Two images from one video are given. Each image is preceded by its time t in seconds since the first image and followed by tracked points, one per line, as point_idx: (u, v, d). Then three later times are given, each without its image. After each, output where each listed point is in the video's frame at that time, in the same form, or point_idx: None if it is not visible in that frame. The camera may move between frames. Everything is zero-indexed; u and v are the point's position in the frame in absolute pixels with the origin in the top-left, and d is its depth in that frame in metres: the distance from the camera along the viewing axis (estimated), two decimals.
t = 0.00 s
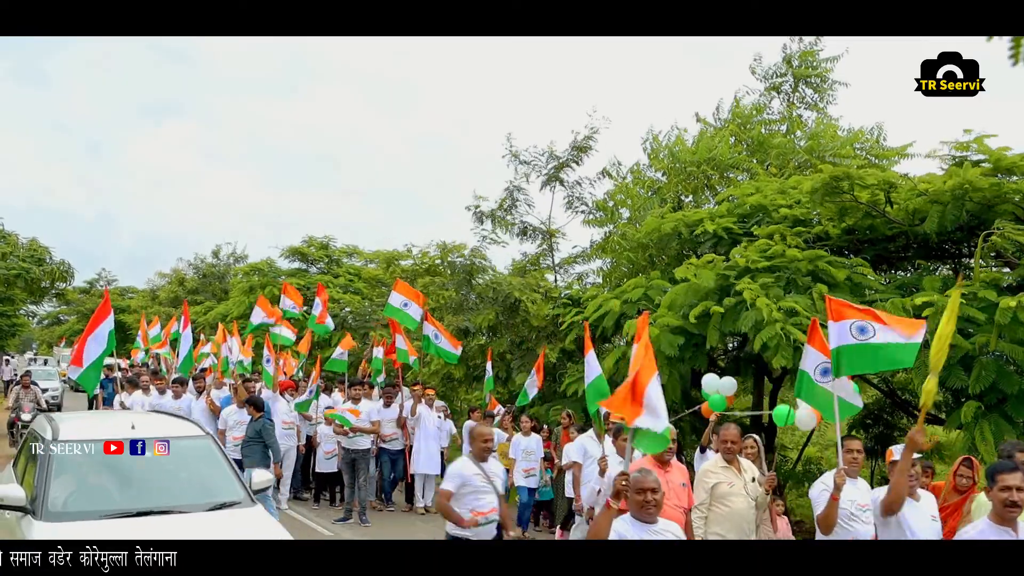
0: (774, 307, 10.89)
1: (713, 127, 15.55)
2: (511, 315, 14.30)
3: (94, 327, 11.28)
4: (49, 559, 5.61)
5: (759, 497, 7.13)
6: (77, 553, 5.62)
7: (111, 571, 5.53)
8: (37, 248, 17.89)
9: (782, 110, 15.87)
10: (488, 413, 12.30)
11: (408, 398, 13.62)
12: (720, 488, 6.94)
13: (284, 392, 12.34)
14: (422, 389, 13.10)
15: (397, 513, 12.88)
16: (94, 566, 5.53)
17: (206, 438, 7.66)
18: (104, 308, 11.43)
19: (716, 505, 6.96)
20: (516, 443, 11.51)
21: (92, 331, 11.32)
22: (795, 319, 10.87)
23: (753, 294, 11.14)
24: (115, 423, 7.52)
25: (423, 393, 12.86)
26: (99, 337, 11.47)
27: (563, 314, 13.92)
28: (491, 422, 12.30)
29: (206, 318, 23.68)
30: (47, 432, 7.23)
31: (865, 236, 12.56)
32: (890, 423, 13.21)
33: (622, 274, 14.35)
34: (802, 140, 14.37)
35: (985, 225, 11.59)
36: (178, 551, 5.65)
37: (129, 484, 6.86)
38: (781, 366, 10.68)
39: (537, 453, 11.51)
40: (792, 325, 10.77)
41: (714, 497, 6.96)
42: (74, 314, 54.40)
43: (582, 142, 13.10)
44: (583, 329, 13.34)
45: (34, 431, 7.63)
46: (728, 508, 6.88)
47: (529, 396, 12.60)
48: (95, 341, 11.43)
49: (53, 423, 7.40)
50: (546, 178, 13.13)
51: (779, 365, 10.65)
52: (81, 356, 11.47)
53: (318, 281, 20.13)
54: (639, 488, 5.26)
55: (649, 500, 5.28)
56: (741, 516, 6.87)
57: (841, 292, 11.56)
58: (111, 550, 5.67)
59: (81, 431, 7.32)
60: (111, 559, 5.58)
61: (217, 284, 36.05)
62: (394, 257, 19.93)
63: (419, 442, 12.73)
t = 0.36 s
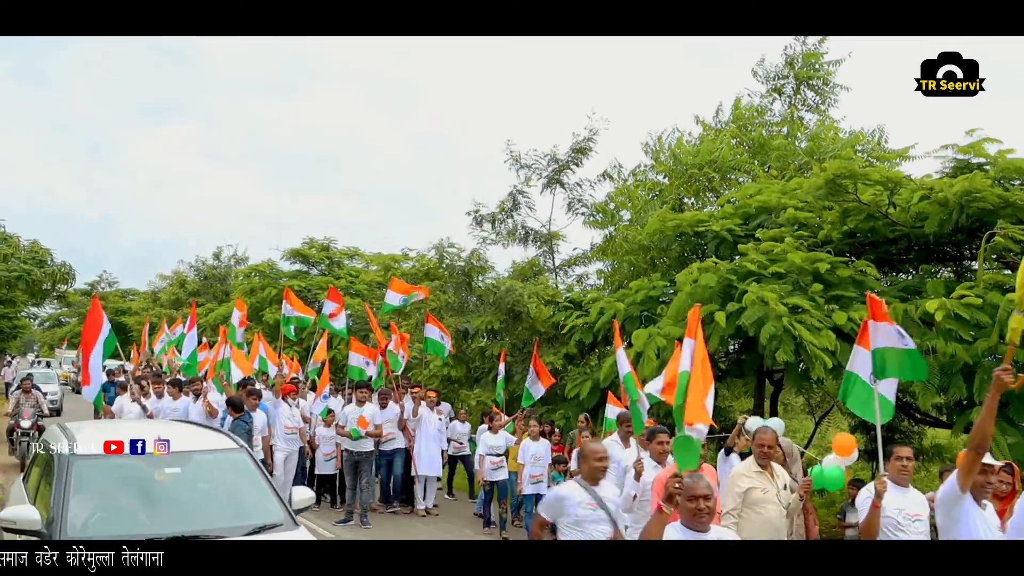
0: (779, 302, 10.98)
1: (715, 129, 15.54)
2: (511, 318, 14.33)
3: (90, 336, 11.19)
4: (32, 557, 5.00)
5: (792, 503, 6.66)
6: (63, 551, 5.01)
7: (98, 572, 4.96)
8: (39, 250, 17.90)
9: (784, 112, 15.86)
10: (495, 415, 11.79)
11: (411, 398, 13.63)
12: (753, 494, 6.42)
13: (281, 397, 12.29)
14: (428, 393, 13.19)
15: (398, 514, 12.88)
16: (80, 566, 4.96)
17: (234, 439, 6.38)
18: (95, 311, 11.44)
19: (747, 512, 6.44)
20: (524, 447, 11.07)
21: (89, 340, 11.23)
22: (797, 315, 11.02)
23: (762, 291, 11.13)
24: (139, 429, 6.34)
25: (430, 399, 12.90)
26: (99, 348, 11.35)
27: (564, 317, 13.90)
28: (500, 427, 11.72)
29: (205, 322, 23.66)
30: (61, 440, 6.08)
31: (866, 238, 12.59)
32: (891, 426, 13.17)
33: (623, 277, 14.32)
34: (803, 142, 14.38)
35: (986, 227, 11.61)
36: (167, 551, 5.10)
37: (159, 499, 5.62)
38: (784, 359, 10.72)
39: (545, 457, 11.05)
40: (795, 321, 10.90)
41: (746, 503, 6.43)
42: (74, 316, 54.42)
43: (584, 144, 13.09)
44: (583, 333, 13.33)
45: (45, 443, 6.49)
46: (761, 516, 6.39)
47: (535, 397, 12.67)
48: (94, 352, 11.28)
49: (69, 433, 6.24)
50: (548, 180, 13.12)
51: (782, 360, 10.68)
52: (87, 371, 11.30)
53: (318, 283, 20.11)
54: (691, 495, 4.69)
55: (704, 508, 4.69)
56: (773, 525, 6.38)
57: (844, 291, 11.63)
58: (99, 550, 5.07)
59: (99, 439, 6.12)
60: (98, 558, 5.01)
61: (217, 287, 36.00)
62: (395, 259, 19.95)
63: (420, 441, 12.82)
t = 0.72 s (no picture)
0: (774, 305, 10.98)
1: (718, 129, 15.53)
2: (512, 318, 14.31)
3: (105, 325, 11.23)
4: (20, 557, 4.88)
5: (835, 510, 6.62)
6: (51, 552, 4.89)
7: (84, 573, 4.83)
8: (40, 250, 17.89)
9: (785, 112, 15.86)
10: (506, 417, 11.85)
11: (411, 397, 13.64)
12: (800, 501, 6.30)
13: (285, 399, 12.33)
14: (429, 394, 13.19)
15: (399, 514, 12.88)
16: (67, 567, 4.84)
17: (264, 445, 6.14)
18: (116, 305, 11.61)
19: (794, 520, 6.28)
20: (536, 450, 11.01)
21: (105, 328, 11.26)
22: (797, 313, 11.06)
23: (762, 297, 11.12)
24: (166, 438, 6.05)
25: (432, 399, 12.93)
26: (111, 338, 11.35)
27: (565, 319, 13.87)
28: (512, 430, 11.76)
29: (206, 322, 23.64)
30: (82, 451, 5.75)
31: (868, 238, 12.55)
32: (892, 427, 13.15)
33: (625, 277, 14.30)
34: (805, 142, 14.35)
35: (988, 227, 11.60)
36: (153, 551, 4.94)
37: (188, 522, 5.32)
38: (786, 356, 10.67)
39: (558, 461, 11.02)
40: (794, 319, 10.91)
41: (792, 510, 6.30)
42: (75, 316, 54.41)
43: (585, 144, 13.09)
44: (585, 335, 13.13)
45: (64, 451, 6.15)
46: (809, 523, 6.25)
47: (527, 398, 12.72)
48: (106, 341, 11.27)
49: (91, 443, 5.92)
50: (549, 180, 13.11)
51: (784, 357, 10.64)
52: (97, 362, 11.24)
53: (319, 283, 20.10)
54: (747, 513, 4.84)
55: (759, 527, 4.83)
56: (821, 533, 6.25)
57: (846, 293, 11.63)
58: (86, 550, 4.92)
59: (126, 449, 5.82)
60: (85, 558, 4.87)
61: (219, 286, 35.97)
62: (396, 259, 19.93)
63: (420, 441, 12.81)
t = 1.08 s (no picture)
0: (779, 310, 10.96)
1: (720, 126, 15.50)
2: (514, 315, 14.29)
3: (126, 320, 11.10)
4: (8, 558, 4.88)
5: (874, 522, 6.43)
6: (38, 552, 4.86)
7: (72, 573, 4.72)
8: (43, 248, 17.92)
9: (788, 110, 15.81)
10: (515, 418, 11.56)
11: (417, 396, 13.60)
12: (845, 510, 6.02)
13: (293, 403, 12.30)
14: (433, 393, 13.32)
15: (403, 513, 12.87)
16: (55, 567, 4.77)
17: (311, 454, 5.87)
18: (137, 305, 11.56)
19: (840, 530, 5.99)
20: (553, 451, 10.61)
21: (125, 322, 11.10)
22: (800, 321, 10.96)
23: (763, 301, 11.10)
24: (199, 454, 5.66)
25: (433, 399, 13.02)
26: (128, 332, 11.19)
27: (567, 317, 13.85)
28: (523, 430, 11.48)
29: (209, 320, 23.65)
30: (110, 465, 5.32)
31: (872, 236, 12.51)
32: (895, 425, 13.12)
33: (628, 275, 14.27)
34: (809, 140, 14.33)
35: (993, 226, 11.56)
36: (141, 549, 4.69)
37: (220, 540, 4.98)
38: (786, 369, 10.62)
39: (576, 463, 10.67)
40: (795, 329, 10.84)
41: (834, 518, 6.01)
42: (79, 314, 54.48)
43: (587, 142, 13.06)
44: (586, 336, 13.11)
45: (86, 468, 5.70)
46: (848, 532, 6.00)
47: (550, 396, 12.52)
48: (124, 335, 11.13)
49: (120, 457, 5.50)
50: (551, 178, 13.09)
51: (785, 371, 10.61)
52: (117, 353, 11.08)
53: (322, 282, 20.11)
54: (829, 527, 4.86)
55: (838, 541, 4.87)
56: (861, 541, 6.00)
57: (849, 295, 11.60)
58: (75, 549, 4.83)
59: (160, 464, 5.41)
60: (72, 558, 4.75)
61: (221, 284, 36.01)
62: (399, 257, 19.92)
63: (424, 440, 12.78)
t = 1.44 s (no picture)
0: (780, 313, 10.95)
1: (724, 126, 15.47)
2: (516, 315, 14.28)
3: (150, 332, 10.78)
4: None
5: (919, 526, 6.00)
6: (25, 552, 4.92)
7: (58, 572, 4.80)
8: (46, 248, 17.97)
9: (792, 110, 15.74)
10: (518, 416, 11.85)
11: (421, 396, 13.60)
12: (886, 517, 5.65)
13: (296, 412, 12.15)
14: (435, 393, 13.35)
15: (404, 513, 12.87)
16: (41, 567, 4.83)
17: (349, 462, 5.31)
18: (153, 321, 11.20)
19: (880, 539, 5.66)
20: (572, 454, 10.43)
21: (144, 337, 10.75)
22: (802, 324, 10.92)
23: (765, 302, 11.11)
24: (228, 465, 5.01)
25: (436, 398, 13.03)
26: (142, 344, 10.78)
27: (570, 316, 13.85)
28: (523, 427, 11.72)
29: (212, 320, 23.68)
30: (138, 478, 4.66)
31: (875, 236, 12.47)
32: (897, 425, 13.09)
33: (632, 274, 14.22)
34: (813, 140, 14.29)
35: (996, 227, 11.50)
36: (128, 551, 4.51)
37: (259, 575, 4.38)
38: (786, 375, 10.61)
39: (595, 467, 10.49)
40: (797, 332, 10.81)
41: (876, 527, 5.66)
42: (83, 314, 54.59)
43: (588, 143, 13.05)
44: (588, 336, 13.12)
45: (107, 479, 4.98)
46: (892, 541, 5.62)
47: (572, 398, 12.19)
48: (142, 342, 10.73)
49: (150, 473, 4.83)
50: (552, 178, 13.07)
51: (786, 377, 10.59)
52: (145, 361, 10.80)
53: (325, 282, 20.13)
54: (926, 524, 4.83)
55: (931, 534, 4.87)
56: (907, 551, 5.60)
57: (852, 297, 11.59)
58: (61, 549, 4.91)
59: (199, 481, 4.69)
60: (59, 558, 4.85)
61: (224, 284, 36.06)
62: (403, 257, 19.93)
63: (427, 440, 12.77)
